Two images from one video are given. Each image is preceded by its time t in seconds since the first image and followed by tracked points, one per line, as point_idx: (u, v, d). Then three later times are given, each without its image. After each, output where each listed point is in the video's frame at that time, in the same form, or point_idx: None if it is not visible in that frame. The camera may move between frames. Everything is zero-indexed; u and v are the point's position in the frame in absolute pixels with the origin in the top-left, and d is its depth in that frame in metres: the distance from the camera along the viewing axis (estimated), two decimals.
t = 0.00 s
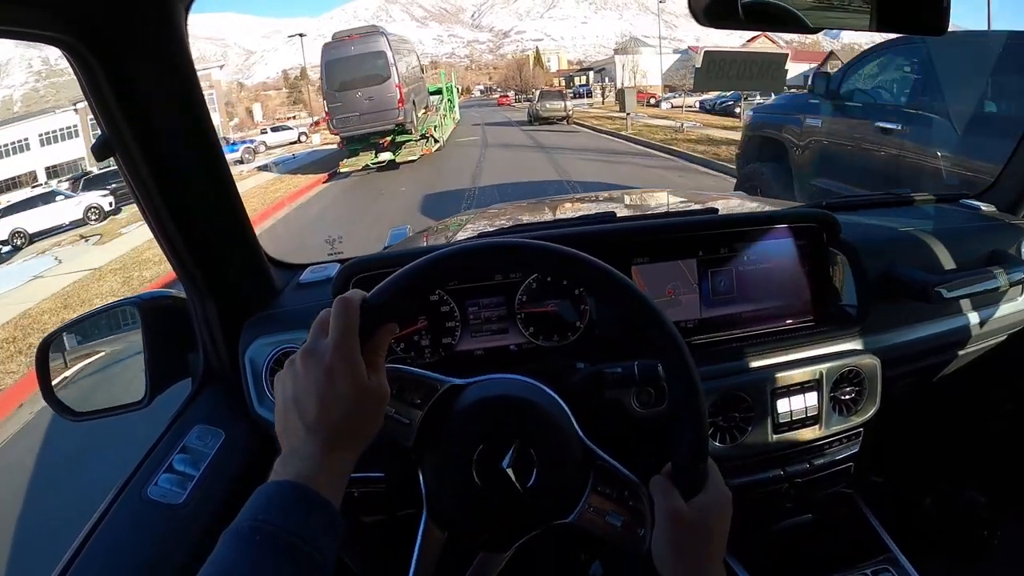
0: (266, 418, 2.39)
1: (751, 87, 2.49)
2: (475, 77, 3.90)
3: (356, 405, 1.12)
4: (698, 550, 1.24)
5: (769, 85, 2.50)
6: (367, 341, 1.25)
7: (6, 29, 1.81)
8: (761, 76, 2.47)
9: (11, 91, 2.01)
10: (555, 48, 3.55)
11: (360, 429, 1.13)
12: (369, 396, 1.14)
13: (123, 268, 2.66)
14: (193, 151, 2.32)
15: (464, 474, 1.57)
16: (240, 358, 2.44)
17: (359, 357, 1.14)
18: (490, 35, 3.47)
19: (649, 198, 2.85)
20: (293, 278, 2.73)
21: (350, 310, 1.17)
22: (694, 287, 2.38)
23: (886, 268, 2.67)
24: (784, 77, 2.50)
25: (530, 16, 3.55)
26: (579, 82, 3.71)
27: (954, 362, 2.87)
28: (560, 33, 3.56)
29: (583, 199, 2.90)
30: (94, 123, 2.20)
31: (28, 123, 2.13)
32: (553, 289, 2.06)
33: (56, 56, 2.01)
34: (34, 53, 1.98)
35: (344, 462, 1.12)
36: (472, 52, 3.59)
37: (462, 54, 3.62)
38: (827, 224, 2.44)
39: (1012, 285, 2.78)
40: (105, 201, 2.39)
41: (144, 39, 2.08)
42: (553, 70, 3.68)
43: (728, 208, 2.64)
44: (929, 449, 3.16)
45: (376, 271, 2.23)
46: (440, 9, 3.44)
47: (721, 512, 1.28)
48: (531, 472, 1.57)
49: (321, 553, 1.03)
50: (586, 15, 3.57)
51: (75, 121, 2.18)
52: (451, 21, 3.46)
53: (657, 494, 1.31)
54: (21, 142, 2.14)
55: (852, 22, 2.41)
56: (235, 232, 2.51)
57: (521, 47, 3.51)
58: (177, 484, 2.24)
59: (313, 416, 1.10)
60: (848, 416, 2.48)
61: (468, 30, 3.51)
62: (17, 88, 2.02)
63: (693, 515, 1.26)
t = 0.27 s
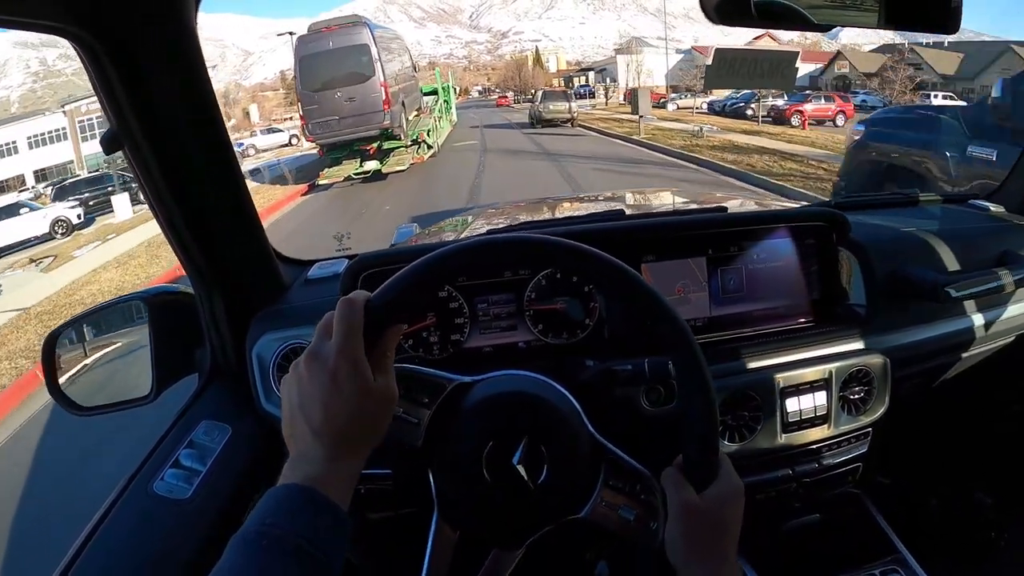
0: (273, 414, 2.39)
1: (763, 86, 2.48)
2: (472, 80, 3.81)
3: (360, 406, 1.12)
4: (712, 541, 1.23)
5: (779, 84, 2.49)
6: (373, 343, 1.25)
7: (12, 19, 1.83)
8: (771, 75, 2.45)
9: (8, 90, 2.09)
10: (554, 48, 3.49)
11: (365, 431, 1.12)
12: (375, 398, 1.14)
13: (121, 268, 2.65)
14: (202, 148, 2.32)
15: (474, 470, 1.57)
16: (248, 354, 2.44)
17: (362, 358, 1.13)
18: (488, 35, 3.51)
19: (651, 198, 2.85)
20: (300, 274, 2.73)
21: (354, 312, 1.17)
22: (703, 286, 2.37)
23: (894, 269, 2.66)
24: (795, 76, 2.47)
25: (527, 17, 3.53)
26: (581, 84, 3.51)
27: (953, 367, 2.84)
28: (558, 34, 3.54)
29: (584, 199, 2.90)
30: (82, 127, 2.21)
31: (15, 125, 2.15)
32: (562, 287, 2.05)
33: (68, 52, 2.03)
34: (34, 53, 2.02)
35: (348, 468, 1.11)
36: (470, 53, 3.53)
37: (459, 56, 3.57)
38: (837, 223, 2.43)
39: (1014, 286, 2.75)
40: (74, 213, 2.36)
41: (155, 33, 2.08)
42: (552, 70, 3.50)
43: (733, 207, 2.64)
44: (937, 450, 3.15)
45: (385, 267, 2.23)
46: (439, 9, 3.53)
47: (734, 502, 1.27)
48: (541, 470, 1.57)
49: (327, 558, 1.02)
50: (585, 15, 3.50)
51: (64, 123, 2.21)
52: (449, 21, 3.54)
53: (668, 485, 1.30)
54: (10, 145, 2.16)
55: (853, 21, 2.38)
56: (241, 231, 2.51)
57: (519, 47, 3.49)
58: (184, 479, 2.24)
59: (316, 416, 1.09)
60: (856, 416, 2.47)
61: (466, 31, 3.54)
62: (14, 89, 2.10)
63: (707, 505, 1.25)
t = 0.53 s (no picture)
0: (284, 408, 2.40)
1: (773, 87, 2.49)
2: (471, 78, 4.00)
3: (359, 442, 1.20)
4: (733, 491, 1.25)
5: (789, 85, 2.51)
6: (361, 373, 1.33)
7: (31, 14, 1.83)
8: (781, 75, 2.47)
9: (7, 91, 2.04)
10: (554, 48, 3.50)
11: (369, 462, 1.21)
12: (372, 431, 1.22)
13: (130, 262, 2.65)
14: (212, 145, 2.33)
15: (487, 464, 1.59)
16: (258, 348, 2.45)
17: (352, 391, 1.22)
18: (487, 35, 3.61)
19: (654, 196, 2.85)
20: (309, 269, 2.75)
21: (337, 350, 1.26)
22: (712, 284, 2.38)
23: (901, 269, 2.66)
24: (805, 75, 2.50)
25: (527, 17, 3.59)
26: (581, 83, 3.63)
27: (954, 369, 2.81)
28: (557, 34, 3.46)
29: (586, 198, 2.91)
30: (72, 128, 2.19)
31: (9, 126, 2.06)
32: (573, 284, 2.07)
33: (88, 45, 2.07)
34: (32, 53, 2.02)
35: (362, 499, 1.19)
36: (469, 52, 3.60)
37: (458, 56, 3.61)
38: (845, 223, 2.43)
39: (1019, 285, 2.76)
40: (37, 228, 2.22)
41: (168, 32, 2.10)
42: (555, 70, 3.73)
43: (738, 206, 2.65)
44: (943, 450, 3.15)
45: (394, 263, 2.24)
46: (438, 9, 3.66)
47: (749, 456, 1.30)
48: (554, 466, 1.60)
49: None
50: (583, 14, 3.42)
51: (55, 125, 2.16)
52: (448, 21, 3.67)
53: (683, 443, 1.34)
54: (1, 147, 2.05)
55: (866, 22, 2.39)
56: (250, 228, 2.52)
57: (519, 47, 3.55)
58: (194, 472, 2.25)
59: (321, 456, 1.18)
60: (863, 414, 2.47)
61: (465, 31, 3.66)
62: (14, 88, 2.06)
63: (723, 459, 1.27)
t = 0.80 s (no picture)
0: (289, 406, 2.42)
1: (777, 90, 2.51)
2: (472, 78, 4.08)
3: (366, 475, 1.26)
4: (734, 459, 1.30)
5: (793, 88, 2.53)
6: (356, 408, 1.38)
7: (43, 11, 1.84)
8: (785, 79, 2.49)
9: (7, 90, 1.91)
10: (553, 48, 3.56)
11: (376, 494, 1.26)
12: (376, 462, 1.28)
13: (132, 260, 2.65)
14: (218, 145, 2.36)
15: (492, 460, 1.63)
16: (263, 347, 2.47)
17: (350, 429, 1.28)
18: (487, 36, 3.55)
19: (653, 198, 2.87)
20: (313, 268, 2.77)
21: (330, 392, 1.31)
22: (714, 286, 2.40)
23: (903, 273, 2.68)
24: (807, 78, 2.53)
25: (526, 18, 3.52)
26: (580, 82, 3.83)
27: (956, 373, 2.84)
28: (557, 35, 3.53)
29: (586, 199, 2.93)
30: (60, 130, 2.10)
31: None
32: (577, 286, 2.09)
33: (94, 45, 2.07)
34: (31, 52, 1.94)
35: (377, 529, 1.25)
36: (469, 53, 3.56)
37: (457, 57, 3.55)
38: (846, 227, 2.47)
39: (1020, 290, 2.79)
40: None
41: (178, 31, 2.12)
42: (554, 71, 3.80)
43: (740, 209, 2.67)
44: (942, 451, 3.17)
45: (398, 264, 2.26)
46: (438, 10, 3.50)
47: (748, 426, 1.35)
48: (558, 465, 1.64)
49: None
50: (583, 16, 3.53)
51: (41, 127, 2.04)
52: (449, 22, 3.52)
53: (681, 413, 1.37)
54: None
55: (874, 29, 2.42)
56: (254, 227, 2.55)
57: (518, 48, 3.49)
58: (200, 469, 2.26)
59: (331, 499, 1.24)
60: (864, 417, 2.48)
61: (464, 31, 3.54)
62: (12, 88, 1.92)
63: (723, 427, 1.32)
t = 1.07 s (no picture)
0: (285, 408, 2.42)
1: (774, 93, 2.50)
2: (471, 80, 4.09)
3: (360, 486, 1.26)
4: (723, 455, 1.30)
5: (790, 90, 2.52)
6: (347, 420, 1.38)
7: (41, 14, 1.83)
8: (782, 82, 2.48)
9: (5, 92, 1.87)
10: (553, 49, 3.58)
11: (372, 503, 1.27)
12: (369, 472, 1.28)
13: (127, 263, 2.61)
14: (215, 145, 2.36)
15: (485, 464, 1.63)
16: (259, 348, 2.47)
17: (342, 441, 1.28)
18: (486, 37, 3.54)
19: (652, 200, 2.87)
20: (311, 270, 2.77)
21: (321, 408, 1.32)
22: (710, 288, 2.40)
23: (900, 276, 2.67)
24: (805, 80, 2.51)
25: (527, 19, 3.55)
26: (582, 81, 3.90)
27: (954, 375, 2.84)
28: (557, 36, 3.57)
29: (584, 201, 2.92)
30: (48, 133, 2.02)
31: None
32: (572, 288, 2.10)
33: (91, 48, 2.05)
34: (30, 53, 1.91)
35: (374, 540, 1.26)
36: (468, 55, 3.57)
37: (457, 58, 3.57)
38: (842, 230, 2.48)
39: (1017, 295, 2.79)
40: None
41: (173, 31, 2.12)
42: (553, 72, 3.84)
43: (737, 211, 2.66)
44: (939, 454, 3.17)
45: (394, 266, 2.27)
46: (438, 11, 3.44)
47: (740, 420, 1.34)
48: (551, 468, 1.64)
49: None
50: (583, 18, 3.51)
51: (29, 130, 1.95)
52: (448, 23, 3.49)
53: (672, 409, 1.39)
54: None
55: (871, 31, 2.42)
56: (252, 227, 2.55)
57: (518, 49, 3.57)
58: (195, 471, 2.26)
59: (327, 512, 1.24)
60: (860, 420, 2.48)
61: (463, 32, 3.52)
62: (11, 89, 1.88)
63: (712, 422, 1.33)
